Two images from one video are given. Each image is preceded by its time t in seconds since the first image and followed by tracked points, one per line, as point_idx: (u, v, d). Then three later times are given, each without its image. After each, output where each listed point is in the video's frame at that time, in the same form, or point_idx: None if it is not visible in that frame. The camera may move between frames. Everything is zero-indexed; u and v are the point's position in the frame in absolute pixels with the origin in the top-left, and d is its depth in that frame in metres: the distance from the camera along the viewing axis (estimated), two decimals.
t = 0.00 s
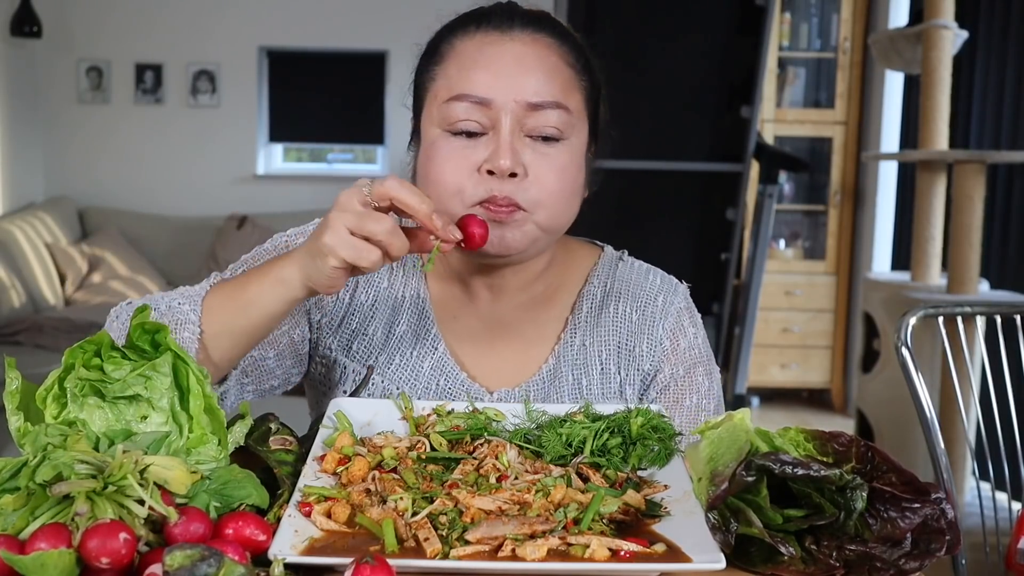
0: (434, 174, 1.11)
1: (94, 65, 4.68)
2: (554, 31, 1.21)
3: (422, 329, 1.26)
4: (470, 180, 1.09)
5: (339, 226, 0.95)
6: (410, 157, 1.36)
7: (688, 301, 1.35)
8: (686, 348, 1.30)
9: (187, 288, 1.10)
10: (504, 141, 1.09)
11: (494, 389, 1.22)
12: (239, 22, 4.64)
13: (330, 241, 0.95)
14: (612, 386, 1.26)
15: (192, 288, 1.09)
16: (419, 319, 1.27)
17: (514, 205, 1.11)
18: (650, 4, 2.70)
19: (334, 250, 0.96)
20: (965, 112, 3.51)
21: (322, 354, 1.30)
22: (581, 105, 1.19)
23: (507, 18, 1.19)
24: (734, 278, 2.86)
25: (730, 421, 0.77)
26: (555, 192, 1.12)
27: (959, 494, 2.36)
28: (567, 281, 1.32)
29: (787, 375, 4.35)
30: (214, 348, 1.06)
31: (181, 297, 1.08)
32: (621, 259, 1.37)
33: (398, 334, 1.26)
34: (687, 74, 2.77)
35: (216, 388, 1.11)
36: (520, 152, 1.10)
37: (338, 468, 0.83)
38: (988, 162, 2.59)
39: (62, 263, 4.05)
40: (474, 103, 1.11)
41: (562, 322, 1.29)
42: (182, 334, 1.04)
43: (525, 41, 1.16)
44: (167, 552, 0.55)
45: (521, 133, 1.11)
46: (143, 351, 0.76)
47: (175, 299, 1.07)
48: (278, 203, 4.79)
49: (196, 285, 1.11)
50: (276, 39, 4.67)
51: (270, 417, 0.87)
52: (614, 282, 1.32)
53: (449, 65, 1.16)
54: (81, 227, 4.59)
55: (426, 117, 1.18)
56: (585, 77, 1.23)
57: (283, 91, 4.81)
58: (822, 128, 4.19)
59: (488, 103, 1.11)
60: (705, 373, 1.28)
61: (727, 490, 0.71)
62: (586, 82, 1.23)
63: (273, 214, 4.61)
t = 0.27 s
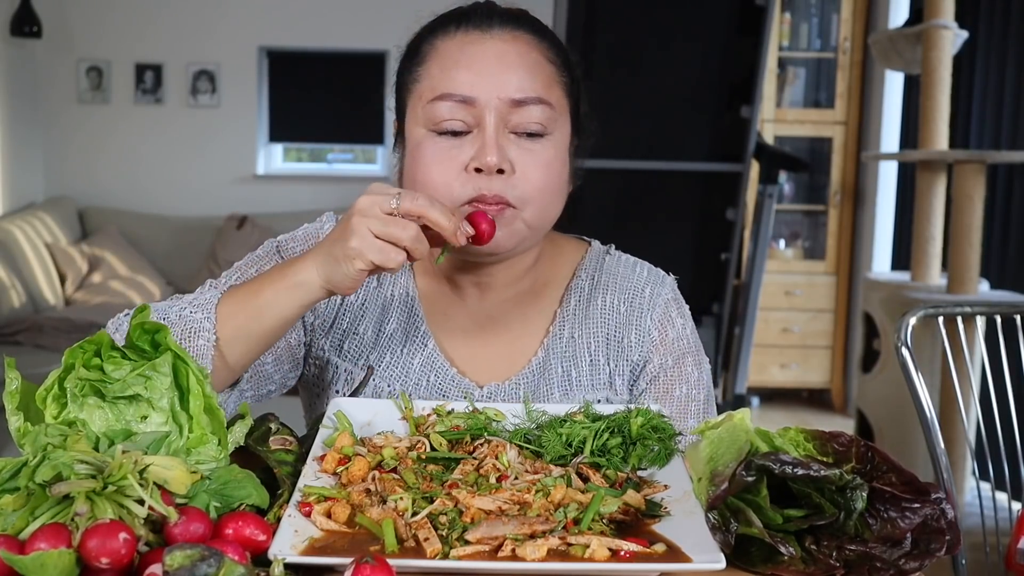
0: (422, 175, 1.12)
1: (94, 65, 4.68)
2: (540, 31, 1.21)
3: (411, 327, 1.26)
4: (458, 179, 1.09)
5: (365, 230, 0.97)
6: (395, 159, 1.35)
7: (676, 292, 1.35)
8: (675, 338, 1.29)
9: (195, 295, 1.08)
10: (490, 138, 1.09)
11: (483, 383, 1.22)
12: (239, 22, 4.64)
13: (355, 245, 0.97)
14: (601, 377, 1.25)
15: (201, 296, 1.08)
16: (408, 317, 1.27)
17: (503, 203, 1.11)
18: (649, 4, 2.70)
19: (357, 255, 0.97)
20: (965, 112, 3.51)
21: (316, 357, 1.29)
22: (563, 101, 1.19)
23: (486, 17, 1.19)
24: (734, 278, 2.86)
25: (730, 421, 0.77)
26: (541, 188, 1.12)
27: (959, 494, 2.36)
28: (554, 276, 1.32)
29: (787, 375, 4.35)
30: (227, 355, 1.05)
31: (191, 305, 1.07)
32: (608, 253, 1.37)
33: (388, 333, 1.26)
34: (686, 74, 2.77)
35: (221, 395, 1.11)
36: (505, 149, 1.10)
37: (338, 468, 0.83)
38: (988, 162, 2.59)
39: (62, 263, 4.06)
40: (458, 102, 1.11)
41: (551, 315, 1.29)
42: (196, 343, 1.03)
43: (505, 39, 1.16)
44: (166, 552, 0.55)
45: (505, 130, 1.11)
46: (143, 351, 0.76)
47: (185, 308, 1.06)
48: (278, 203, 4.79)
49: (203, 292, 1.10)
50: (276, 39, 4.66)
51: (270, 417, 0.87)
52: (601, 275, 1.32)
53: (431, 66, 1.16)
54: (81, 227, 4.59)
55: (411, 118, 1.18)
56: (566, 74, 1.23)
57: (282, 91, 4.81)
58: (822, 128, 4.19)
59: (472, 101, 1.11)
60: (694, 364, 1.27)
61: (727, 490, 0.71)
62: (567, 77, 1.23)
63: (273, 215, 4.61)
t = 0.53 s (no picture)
0: (405, 175, 1.12)
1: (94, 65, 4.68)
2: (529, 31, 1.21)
3: (403, 326, 1.26)
4: (438, 179, 1.10)
5: (359, 232, 0.97)
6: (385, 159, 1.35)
7: (668, 286, 1.34)
8: (668, 331, 1.28)
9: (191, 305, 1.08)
10: (470, 138, 1.10)
11: (476, 379, 1.22)
12: (239, 22, 4.63)
13: (349, 249, 0.97)
14: (594, 371, 1.26)
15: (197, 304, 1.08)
16: (401, 317, 1.27)
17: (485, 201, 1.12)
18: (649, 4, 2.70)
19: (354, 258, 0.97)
20: (965, 112, 3.51)
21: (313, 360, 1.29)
22: (546, 97, 1.18)
23: (467, 16, 1.19)
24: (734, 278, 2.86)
25: (730, 421, 0.77)
26: (522, 186, 1.12)
27: (959, 494, 2.36)
28: (547, 271, 1.32)
29: (787, 375, 4.35)
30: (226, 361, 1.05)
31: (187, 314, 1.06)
32: (600, 248, 1.37)
33: (381, 333, 1.26)
34: (685, 74, 2.77)
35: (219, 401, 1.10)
36: (486, 147, 1.10)
37: (338, 468, 0.83)
38: (988, 162, 2.59)
39: (62, 263, 4.06)
40: (438, 102, 1.11)
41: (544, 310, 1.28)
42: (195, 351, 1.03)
43: (485, 38, 1.16)
44: (167, 552, 0.55)
45: (486, 128, 1.11)
46: (143, 351, 0.76)
47: (183, 318, 1.06)
48: (277, 203, 4.79)
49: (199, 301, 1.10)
50: (276, 39, 4.66)
51: (269, 417, 0.87)
52: (593, 269, 1.32)
53: (414, 66, 1.16)
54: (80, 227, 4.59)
55: (395, 118, 1.18)
56: (552, 71, 1.22)
57: (282, 91, 4.81)
58: (822, 128, 4.19)
59: (452, 100, 1.11)
60: (688, 356, 1.26)
61: (727, 490, 0.71)
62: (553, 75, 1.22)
63: (273, 214, 4.61)
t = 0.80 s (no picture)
0: (389, 165, 1.13)
1: (94, 65, 4.68)
2: (522, 30, 1.20)
3: (400, 326, 1.26)
4: (420, 169, 1.11)
5: (359, 215, 1.00)
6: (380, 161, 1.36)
7: (664, 284, 1.34)
8: (664, 328, 1.28)
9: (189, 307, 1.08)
10: (453, 129, 1.10)
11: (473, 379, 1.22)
12: (239, 22, 4.63)
13: (350, 234, 0.99)
14: (590, 368, 1.25)
15: (195, 305, 1.08)
16: (397, 316, 1.26)
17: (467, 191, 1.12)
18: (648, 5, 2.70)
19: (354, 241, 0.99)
20: (965, 112, 3.51)
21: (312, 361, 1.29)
22: (535, 92, 1.18)
23: (456, 14, 1.18)
24: (734, 277, 2.86)
25: (730, 421, 0.77)
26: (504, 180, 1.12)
27: (959, 495, 2.36)
28: (543, 270, 1.32)
29: (787, 376, 4.35)
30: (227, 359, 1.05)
31: (185, 315, 1.06)
32: (595, 247, 1.37)
33: (378, 332, 1.26)
34: (685, 74, 2.77)
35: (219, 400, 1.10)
36: (468, 138, 1.10)
37: (338, 468, 0.83)
38: (988, 162, 2.59)
39: (62, 263, 4.06)
40: (425, 94, 1.11)
41: (539, 309, 1.29)
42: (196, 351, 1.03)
43: (475, 33, 1.15)
44: (167, 552, 0.55)
45: (470, 119, 1.11)
46: (143, 351, 0.76)
47: (182, 319, 1.06)
48: (277, 203, 4.79)
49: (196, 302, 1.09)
50: (276, 39, 4.66)
51: (269, 417, 0.87)
52: (588, 268, 1.33)
53: (404, 62, 1.16)
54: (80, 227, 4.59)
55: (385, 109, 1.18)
56: (544, 69, 1.21)
57: (282, 91, 4.81)
58: (822, 128, 4.20)
59: (438, 92, 1.10)
60: (684, 353, 1.27)
61: (727, 490, 0.71)
62: (546, 73, 1.21)
63: (273, 214, 4.61)
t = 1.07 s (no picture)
0: (381, 164, 1.13)
1: (94, 65, 4.68)
2: (520, 30, 1.20)
3: (399, 328, 1.25)
4: (409, 169, 1.11)
5: (349, 210, 1.00)
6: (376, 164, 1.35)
7: (662, 283, 1.34)
8: (662, 329, 1.28)
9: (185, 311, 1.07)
10: (443, 131, 1.10)
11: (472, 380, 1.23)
12: (239, 22, 4.63)
13: (347, 232, 0.99)
14: (589, 369, 1.26)
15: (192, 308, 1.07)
16: (395, 318, 1.26)
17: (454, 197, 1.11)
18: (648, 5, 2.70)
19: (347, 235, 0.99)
20: (965, 112, 3.51)
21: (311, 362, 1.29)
22: (530, 95, 1.18)
23: (451, 15, 1.18)
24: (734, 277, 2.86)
25: (730, 421, 0.77)
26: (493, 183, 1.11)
27: (959, 495, 2.37)
28: (544, 271, 1.31)
29: (787, 376, 4.35)
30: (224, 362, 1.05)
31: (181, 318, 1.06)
32: (594, 247, 1.37)
33: (376, 334, 1.26)
34: (685, 74, 2.76)
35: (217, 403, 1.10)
36: (458, 141, 1.10)
37: (337, 468, 0.83)
38: (988, 162, 2.59)
39: (62, 263, 4.06)
40: (418, 95, 1.11)
41: (539, 309, 1.29)
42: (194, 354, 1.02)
43: (471, 35, 1.15)
44: (167, 552, 0.55)
45: (461, 122, 1.11)
46: (143, 351, 0.76)
47: (179, 323, 1.05)
48: (277, 203, 4.79)
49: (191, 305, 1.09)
50: (276, 39, 4.66)
51: (269, 417, 0.87)
52: (587, 268, 1.32)
53: (399, 63, 1.16)
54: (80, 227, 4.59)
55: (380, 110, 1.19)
56: (541, 69, 1.21)
57: (282, 91, 4.81)
58: (822, 128, 4.20)
59: (430, 93, 1.10)
60: (682, 353, 1.27)
61: (727, 490, 0.71)
62: (543, 74, 1.21)
63: (273, 214, 4.61)
